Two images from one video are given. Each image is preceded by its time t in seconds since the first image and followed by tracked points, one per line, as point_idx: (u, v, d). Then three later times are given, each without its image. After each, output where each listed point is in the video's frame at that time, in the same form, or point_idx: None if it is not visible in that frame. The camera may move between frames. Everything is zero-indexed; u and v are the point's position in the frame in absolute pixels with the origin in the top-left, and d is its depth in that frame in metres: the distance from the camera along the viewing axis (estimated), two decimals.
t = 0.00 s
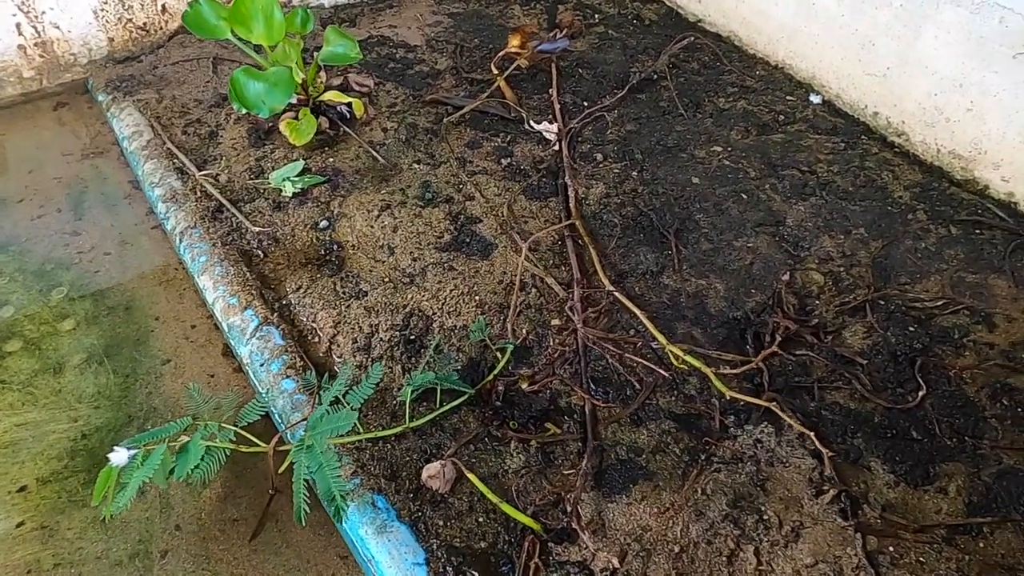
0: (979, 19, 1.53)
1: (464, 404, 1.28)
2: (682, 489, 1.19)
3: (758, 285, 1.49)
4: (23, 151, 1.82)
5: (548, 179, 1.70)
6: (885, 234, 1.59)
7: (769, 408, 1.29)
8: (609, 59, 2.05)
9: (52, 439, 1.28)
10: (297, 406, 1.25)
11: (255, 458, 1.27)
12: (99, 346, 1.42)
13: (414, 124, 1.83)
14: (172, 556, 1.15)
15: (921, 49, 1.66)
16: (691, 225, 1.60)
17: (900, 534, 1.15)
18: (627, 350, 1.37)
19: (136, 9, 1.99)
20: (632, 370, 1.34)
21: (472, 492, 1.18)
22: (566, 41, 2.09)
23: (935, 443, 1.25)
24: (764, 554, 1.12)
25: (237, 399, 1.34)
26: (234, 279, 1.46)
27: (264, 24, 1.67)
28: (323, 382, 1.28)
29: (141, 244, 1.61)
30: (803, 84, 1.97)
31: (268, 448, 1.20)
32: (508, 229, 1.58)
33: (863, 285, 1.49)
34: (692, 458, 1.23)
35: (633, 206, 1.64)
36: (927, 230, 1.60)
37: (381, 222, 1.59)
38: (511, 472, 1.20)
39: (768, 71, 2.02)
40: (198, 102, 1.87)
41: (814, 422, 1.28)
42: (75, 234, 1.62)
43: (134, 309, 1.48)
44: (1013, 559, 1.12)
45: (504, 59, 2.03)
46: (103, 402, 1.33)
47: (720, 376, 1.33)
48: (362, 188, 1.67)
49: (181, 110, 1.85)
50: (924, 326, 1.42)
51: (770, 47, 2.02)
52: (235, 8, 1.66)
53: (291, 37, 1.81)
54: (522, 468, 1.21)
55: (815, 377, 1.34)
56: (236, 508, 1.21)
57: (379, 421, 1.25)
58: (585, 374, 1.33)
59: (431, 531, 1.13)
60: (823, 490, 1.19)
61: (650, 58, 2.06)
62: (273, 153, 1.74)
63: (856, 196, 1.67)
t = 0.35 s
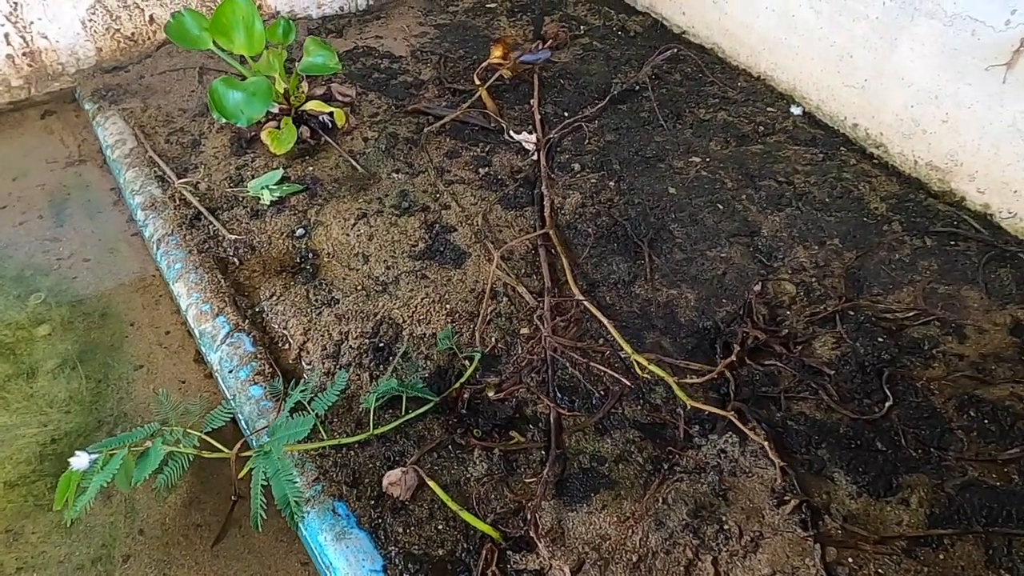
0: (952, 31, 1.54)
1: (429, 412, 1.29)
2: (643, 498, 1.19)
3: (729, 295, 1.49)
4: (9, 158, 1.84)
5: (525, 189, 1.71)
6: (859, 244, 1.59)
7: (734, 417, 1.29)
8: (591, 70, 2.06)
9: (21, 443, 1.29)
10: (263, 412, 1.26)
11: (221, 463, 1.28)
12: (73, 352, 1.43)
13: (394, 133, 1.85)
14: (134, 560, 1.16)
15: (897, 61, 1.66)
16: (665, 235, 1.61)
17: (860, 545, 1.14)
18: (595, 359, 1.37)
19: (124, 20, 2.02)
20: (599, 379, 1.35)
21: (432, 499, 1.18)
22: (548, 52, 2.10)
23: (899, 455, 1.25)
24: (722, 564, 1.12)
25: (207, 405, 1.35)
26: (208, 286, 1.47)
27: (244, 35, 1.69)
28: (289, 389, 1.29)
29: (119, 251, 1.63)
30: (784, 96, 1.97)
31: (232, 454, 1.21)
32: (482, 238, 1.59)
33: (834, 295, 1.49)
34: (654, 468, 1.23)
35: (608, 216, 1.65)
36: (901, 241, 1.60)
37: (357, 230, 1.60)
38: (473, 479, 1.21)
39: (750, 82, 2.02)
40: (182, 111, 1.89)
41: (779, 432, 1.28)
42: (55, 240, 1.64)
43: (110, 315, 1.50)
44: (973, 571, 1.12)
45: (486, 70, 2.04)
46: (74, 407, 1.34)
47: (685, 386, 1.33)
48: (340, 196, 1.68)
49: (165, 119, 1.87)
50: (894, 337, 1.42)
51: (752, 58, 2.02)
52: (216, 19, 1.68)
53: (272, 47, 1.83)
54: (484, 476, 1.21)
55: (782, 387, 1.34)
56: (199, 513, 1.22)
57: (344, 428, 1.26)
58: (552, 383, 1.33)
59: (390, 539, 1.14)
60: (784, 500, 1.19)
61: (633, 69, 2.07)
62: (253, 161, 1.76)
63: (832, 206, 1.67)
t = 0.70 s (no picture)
0: (942, 47, 1.55)
1: (417, 422, 1.30)
2: (629, 510, 1.20)
3: (719, 308, 1.50)
4: (11, 169, 1.87)
5: (518, 201, 1.72)
6: (850, 258, 1.59)
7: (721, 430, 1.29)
8: (587, 84, 2.08)
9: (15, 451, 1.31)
10: (252, 422, 1.28)
11: (210, 472, 1.29)
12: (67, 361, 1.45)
13: (390, 145, 1.86)
14: (122, 568, 1.17)
15: (889, 77, 1.67)
16: (657, 247, 1.62)
17: (845, 560, 1.14)
18: (583, 371, 1.38)
19: (126, 33, 2.04)
20: (587, 391, 1.35)
21: (418, 510, 1.19)
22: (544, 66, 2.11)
23: (886, 468, 1.25)
24: None
25: (198, 415, 1.36)
26: (202, 296, 1.49)
27: (242, 49, 1.71)
28: (279, 399, 1.30)
29: (116, 261, 1.65)
30: (779, 109, 1.98)
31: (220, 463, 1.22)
32: (475, 250, 1.60)
33: (824, 308, 1.49)
34: (641, 480, 1.23)
35: (600, 228, 1.66)
36: (893, 254, 1.60)
37: (351, 241, 1.62)
38: (459, 490, 1.21)
39: (745, 96, 2.03)
40: (182, 123, 1.92)
41: (766, 445, 1.28)
42: (53, 250, 1.66)
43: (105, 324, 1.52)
44: None
45: (483, 83, 2.06)
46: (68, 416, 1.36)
47: (673, 398, 1.34)
48: (335, 208, 1.70)
49: (165, 131, 1.89)
50: (883, 351, 1.42)
51: (747, 73, 2.04)
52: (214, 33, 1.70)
53: (271, 60, 1.84)
54: (470, 487, 1.22)
55: (770, 400, 1.34)
56: (188, 522, 1.23)
57: (332, 438, 1.27)
58: (540, 395, 1.34)
59: (375, 549, 1.14)
60: (770, 514, 1.19)
61: (628, 83, 2.09)
62: (250, 173, 1.78)
63: (824, 220, 1.68)
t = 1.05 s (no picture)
0: (937, 61, 1.57)
1: (413, 434, 1.30)
2: (623, 523, 1.20)
3: (715, 320, 1.50)
4: (14, 181, 1.88)
5: (516, 214, 1.73)
6: (847, 271, 1.60)
7: (716, 442, 1.29)
8: (586, 98, 2.09)
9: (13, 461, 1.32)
10: (249, 433, 1.28)
11: (206, 483, 1.30)
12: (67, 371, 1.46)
13: (390, 158, 1.88)
14: None
15: (885, 91, 1.69)
16: (653, 260, 1.62)
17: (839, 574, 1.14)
18: (579, 383, 1.38)
19: (131, 48, 2.07)
20: (582, 403, 1.35)
21: (413, 522, 1.19)
22: (543, 80, 2.14)
23: (882, 482, 1.25)
24: None
25: (195, 426, 1.37)
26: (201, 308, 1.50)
27: (244, 63, 1.73)
28: (276, 410, 1.31)
29: (117, 272, 1.66)
30: (777, 123, 1.99)
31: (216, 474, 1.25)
32: (472, 262, 1.61)
33: (820, 321, 1.49)
34: (635, 493, 1.23)
35: (597, 241, 1.66)
36: (890, 267, 1.60)
37: (349, 253, 1.63)
38: (454, 502, 1.22)
39: (742, 109, 2.04)
40: (184, 136, 1.94)
41: (761, 458, 1.28)
42: (55, 262, 1.67)
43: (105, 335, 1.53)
44: None
45: (482, 97, 2.08)
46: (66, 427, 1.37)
47: (667, 411, 1.34)
48: (334, 220, 1.71)
49: (167, 144, 1.91)
50: (879, 364, 1.42)
51: (745, 87, 2.05)
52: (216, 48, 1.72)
53: (272, 74, 1.86)
54: (465, 499, 1.22)
55: (766, 413, 1.34)
56: (183, 533, 1.23)
57: (328, 450, 1.28)
58: (535, 407, 1.34)
59: (369, 561, 1.15)
60: (764, 528, 1.19)
61: (627, 96, 2.10)
62: (251, 186, 1.79)
63: (820, 233, 1.68)
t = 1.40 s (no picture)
0: (934, 72, 1.57)
1: (407, 445, 1.30)
2: (618, 535, 1.19)
3: (713, 331, 1.50)
4: (14, 191, 1.89)
5: (514, 224, 1.73)
6: (845, 281, 1.59)
7: (712, 454, 1.28)
8: (585, 108, 2.10)
9: (6, 471, 1.32)
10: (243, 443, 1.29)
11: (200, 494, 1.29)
12: (62, 381, 1.46)
13: (388, 168, 1.88)
14: None
15: (882, 101, 1.69)
16: (651, 270, 1.62)
17: None
18: (575, 394, 1.38)
19: (131, 59, 2.08)
20: (578, 414, 1.35)
21: (406, 534, 1.18)
22: (542, 90, 2.14)
23: (880, 495, 1.24)
24: None
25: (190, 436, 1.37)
26: (197, 317, 1.49)
27: (243, 74, 1.73)
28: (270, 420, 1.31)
29: (114, 282, 1.66)
30: (775, 133, 1.99)
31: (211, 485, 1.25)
32: (469, 272, 1.61)
33: (818, 332, 1.49)
34: (631, 504, 1.23)
35: (595, 251, 1.66)
36: (888, 278, 1.59)
37: (346, 263, 1.63)
38: (448, 514, 1.21)
39: (741, 120, 2.04)
40: (183, 146, 1.94)
41: (758, 470, 1.27)
42: (52, 271, 1.67)
43: (101, 344, 1.53)
44: None
45: (481, 107, 2.08)
46: (60, 436, 1.37)
47: (664, 422, 1.33)
48: (332, 230, 1.71)
49: (166, 153, 1.92)
50: (877, 375, 1.41)
51: (743, 97, 2.05)
52: (215, 59, 1.72)
53: (271, 84, 1.86)
54: (459, 510, 1.22)
55: (763, 424, 1.34)
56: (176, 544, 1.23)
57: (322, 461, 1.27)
58: (531, 418, 1.34)
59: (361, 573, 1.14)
60: (761, 540, 1.18)
61: (625, 107, 2.10)
62: (249, 196, 1.79)
63: (819, 243, 1.68)
